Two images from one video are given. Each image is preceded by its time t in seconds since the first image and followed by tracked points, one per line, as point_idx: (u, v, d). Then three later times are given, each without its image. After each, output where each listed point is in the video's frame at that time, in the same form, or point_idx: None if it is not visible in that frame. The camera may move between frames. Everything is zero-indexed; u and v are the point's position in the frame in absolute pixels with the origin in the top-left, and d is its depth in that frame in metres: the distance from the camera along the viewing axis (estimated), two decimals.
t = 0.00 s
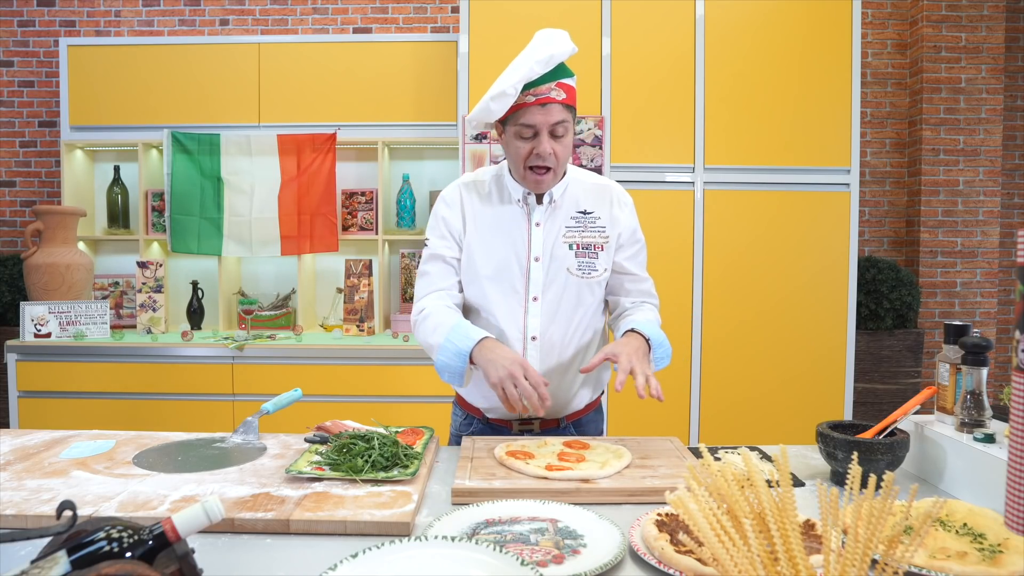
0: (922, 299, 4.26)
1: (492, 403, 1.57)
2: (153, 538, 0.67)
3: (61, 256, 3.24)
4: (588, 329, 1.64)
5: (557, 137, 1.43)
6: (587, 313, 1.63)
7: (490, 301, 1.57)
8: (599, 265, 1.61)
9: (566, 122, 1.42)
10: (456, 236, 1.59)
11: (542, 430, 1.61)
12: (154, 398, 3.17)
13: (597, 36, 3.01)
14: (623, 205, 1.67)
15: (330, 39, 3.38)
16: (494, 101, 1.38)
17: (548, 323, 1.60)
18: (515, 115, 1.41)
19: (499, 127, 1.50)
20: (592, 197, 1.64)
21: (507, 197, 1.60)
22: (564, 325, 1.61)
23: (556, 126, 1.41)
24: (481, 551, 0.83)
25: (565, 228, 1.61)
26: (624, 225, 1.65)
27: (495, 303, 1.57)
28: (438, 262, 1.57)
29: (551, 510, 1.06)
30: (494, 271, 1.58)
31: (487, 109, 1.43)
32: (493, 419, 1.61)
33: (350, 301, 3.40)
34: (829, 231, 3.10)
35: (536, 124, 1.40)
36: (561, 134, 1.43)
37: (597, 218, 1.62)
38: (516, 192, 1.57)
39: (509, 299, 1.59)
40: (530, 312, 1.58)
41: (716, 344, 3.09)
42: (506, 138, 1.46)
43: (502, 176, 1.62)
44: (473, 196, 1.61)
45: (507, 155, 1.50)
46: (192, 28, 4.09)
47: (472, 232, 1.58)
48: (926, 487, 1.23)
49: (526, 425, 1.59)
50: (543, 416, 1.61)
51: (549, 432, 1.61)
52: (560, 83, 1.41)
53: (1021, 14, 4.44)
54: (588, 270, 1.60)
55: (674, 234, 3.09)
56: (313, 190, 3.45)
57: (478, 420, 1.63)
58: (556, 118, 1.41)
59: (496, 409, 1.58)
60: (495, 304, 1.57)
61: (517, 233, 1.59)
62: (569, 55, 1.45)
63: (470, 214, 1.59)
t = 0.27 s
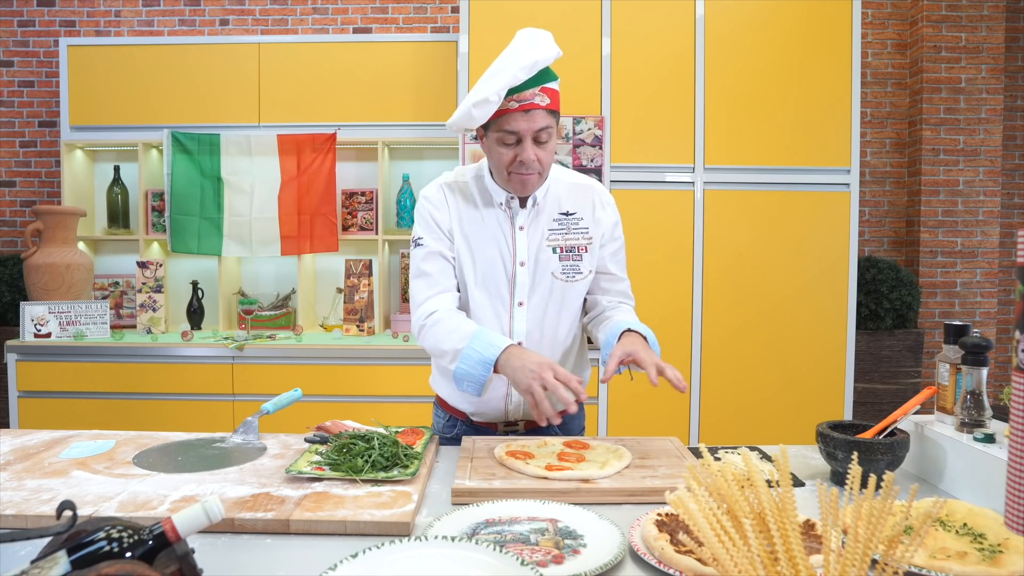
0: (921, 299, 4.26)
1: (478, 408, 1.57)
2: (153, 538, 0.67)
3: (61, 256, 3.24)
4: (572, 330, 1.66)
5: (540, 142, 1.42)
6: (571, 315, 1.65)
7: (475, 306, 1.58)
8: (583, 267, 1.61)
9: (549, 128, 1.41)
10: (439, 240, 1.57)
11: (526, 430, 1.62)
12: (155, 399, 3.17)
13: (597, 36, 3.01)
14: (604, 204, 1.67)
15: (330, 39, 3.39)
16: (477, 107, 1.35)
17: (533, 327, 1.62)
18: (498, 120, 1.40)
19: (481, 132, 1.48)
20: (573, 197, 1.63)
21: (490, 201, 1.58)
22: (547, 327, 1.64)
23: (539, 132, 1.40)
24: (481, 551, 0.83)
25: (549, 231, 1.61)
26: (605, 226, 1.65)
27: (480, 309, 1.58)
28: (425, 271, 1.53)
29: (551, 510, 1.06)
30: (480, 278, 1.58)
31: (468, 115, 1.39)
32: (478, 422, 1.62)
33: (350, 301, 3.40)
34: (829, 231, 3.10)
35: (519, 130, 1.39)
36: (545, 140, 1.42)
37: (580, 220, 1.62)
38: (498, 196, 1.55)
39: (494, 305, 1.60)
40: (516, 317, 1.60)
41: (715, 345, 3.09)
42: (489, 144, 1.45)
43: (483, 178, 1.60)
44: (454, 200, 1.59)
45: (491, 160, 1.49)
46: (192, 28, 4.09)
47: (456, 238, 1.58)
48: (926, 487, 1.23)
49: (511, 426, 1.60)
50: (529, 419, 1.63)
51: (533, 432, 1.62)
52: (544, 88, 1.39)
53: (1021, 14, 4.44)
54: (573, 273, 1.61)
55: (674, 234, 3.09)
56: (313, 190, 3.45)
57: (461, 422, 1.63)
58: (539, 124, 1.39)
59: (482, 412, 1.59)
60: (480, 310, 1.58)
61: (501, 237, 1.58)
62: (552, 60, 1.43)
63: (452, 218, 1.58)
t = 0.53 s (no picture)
0: (921, 299, 4.26)
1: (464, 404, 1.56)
2: (153, 538, 0.67)
3: (61, 256, 3.23)
4: (561, 326, 1.64)
5: (527, 126, 1.43)
6: (560, 310, 1.63)
7: (461, 298, 1.56)
8: (571, 261, 1.61)
9: (536, 111, 1.42)
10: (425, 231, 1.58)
11: (517, 433, 1.61)
12: (155, 399, 3.17)
13: (597, 36, 3.01)
14: (594, 201, 1.68)
15: (330, 40, 3.39)
16: (464, 88, 1.38)
17: (521, 321, 1.60)
18: (485, 102, 1.41)
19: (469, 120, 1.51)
20: (563, 191, 1.64)
21: (477, 193, 1.59)
22: (537, 322, 1.61)
23: (526, 115, 1.41)
24: (481, 551, 0.83)
25: (537, 224, 1.61)
26: (595, 221, 1.66)
27: (467, 301, 1.57)
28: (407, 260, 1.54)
29: (551, 510, 1.06)
30: (466, 270, 1.57)
31: (455, 96, 1.42)
32: (467, 421, 1.60)
33: (350, 301, 3.40)
34: (829, 231, 3.10)
35: (506, 112, 1.40)
36: (531, 123, 1.43)
37: (569, 214, 1.62)
38: (486, 187, 1.57)
39: (481, 297, 1.58)
40: (503, 310, 1.58)
41: (715, 345, 3.09)
42: (477, 129, 1.46)
43: (471, 171, 1.61)
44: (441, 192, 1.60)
45: (478, 147, 1.50)
46: (192, 28, 4.09)
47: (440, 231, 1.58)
48: (926, 487, 1.23)
49: (500, 427, 1.58)
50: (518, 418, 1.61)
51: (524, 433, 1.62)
52: (530, 72, 1.41)
53: (1021, 15, 4.44)
54: (561, 267, 1.61)
55: (674, 234, 3.09)
56: (313, 190, 3.45)
57: (450, 424, 1.61)
58: (526, 107, 1.41)
59: (470, 409, 1.57)
60: (466, 303, 1.57)
61: (488, 230, 1.59)
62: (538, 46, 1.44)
63: (437, 210, 1.59)
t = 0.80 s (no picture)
0: (921, 299, 4.26)
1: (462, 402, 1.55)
2: (153, 538, 0.67)
3: (61, 256, 3.23)
4: (562, 326, 1.61)
5: (519, 96, 1.47)
6: (561, 309, 1.61)
7: (460, 294, 1.57)
8: (572, 260, 1.61)
9: (526, 80, 1.47)
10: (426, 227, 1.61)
11: (515, 432, 1.60)
12: (155, 399, 3.17)
13: (597, 36, 3.01)
14: (599, 201, 1.68)
15: (330, 40, 3.39)
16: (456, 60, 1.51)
17: (520, 319, 1.58)
18: (479, 78, 1.49)
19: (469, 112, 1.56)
20: (566, 190, 1.65)
21: (479, 189, 1.62)
22: (536, 320, 1.59)
23: (516, 83, 1.46)
24: (481, 551, 0.83)
25: (538, 222, 1.61)
26: (598, 220, 1.65)
27: (464, 297, 1.57)
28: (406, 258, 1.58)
29: (551, 510, 1.06)
30: (465, 266, 1.58)
31: (450, 76, 1.56)
32: (465, 421, 1.59)
33: (350, 301, 3.40)
34: (829, 231, 3.10)
35: (496, 81, 1.46)
36: (523, 93, 1.47)
37: (571, 212, 1.62)
38: (487, 182, 1.60)
39: (480, 294, 1.58)
40: (501, 307, 1.58)
41: (715, 345, 3.09)
42: (473, 110, 1.51)
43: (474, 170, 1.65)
44: (444, 189, 1.63)
45: (477, 131, 1.52)
46: (192, 28, 4.09)
47: (441, 227, 1.60)
48: (926, 487, 1.23)
49: (498, 427, 1.58)
50: (516, 419, 1.60)
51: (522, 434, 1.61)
52: (518, 52, 1.51)
53: (1021, 15, 4.44)
54: (562, 264, 1.60)
55: (674, 234, 3.09)
56: (313, 190, 3.45)
57: (449, 424, 1.61)
58: (516, 76, 1.46)
59: (467, 407, 1.56)
60: (464, 299, 1.57)
61: (489, 226, 1.60)
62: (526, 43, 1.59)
63: (439, 207, 1.62)
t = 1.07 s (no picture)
0: (922, 299, 4.26)
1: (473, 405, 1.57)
2: (153, 538, 0.67)
3: (61, 256, 3.23)
4: (572, 331, 1.61)
5: (527, 99, 1.47)
6: (571, 314, 1.61)
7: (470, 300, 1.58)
8: (581, 264, 1.60)
9: (533, 84, 1.47)
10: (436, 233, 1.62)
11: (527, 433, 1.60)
12: (155, 399, 3.17)
13: (597, 36, 3.01)
14: (608, 203, 1.67)
15: (330, 40, 3.38)
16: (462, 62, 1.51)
17: (529, 324, 1.59)
18: (485, 82, 1.50)
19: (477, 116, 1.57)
20: (574, 193, 1.64)
21: (487, 194, 1.63)
22: (546, 325, 1.59)
23: (524, 87, 1.47)
24: (481, 551, 0.83)
25: (546, 226, 1.61)
26: (606, 222, 1.64)
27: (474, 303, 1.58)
28: (415, 262, 1.60)
29: (551, 510, 1.06)
30: (474, 272, 1.59)
31: (456, 77, 1.56)
32: (477, 423, 1.60)
33: (350, 301, 3.40)
34: (829, 231, 3.10)
35: (503, 85, 1.47)
36: (531, 96, 1.47)
37: (579, 215, 1.62)
38: (496, 187, 1.60)
39: (489, 300, 1.59)
40: (511, 314, 1.58)
41: (715, 345, 3.09)
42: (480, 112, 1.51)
43: (482, 175, 1.65)
44: (452, 194, 1.64)
45: (484, 135, 1.53)
46: (192, 28, 4.09)
47: (449, 233, 1.61)
48: (926, 487, 1.23)
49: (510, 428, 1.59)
50: (527, 421, 1.61)
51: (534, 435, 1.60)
52: (526, 53, 1.51)
53: (1021, 14, 4.44)
54: (570, 270, 1.59)
55: (674, 234, 3.09)
56: (313, 190, 3.45)
57: (461, 424, 1.62)
58: (523, 80, 1.47)
59: (478, 410, 1.58)
60: (474, 305, 1.58)
61: (498, 232, 1.60)
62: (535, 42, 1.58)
63: (448, 212, 1.63)
